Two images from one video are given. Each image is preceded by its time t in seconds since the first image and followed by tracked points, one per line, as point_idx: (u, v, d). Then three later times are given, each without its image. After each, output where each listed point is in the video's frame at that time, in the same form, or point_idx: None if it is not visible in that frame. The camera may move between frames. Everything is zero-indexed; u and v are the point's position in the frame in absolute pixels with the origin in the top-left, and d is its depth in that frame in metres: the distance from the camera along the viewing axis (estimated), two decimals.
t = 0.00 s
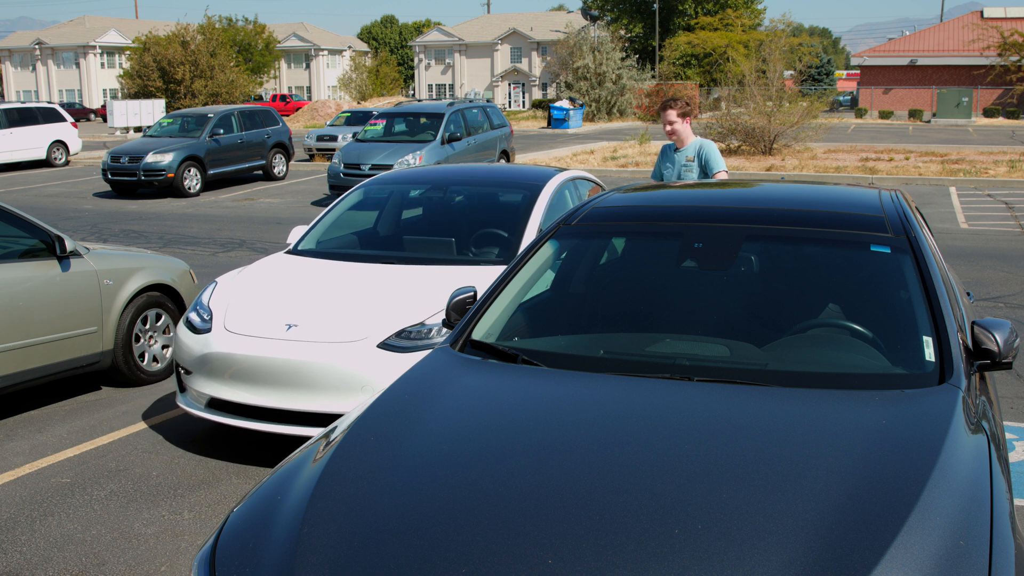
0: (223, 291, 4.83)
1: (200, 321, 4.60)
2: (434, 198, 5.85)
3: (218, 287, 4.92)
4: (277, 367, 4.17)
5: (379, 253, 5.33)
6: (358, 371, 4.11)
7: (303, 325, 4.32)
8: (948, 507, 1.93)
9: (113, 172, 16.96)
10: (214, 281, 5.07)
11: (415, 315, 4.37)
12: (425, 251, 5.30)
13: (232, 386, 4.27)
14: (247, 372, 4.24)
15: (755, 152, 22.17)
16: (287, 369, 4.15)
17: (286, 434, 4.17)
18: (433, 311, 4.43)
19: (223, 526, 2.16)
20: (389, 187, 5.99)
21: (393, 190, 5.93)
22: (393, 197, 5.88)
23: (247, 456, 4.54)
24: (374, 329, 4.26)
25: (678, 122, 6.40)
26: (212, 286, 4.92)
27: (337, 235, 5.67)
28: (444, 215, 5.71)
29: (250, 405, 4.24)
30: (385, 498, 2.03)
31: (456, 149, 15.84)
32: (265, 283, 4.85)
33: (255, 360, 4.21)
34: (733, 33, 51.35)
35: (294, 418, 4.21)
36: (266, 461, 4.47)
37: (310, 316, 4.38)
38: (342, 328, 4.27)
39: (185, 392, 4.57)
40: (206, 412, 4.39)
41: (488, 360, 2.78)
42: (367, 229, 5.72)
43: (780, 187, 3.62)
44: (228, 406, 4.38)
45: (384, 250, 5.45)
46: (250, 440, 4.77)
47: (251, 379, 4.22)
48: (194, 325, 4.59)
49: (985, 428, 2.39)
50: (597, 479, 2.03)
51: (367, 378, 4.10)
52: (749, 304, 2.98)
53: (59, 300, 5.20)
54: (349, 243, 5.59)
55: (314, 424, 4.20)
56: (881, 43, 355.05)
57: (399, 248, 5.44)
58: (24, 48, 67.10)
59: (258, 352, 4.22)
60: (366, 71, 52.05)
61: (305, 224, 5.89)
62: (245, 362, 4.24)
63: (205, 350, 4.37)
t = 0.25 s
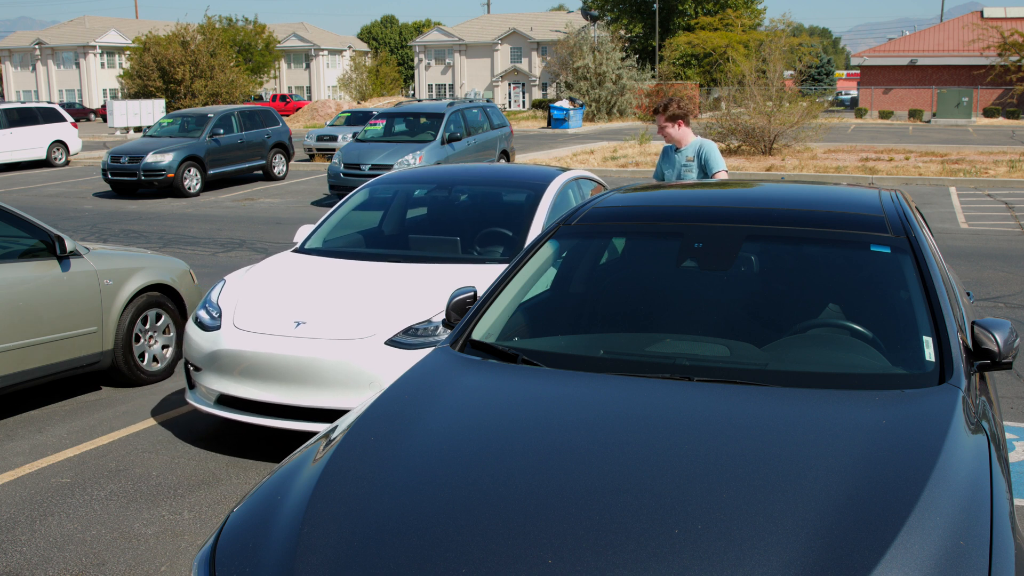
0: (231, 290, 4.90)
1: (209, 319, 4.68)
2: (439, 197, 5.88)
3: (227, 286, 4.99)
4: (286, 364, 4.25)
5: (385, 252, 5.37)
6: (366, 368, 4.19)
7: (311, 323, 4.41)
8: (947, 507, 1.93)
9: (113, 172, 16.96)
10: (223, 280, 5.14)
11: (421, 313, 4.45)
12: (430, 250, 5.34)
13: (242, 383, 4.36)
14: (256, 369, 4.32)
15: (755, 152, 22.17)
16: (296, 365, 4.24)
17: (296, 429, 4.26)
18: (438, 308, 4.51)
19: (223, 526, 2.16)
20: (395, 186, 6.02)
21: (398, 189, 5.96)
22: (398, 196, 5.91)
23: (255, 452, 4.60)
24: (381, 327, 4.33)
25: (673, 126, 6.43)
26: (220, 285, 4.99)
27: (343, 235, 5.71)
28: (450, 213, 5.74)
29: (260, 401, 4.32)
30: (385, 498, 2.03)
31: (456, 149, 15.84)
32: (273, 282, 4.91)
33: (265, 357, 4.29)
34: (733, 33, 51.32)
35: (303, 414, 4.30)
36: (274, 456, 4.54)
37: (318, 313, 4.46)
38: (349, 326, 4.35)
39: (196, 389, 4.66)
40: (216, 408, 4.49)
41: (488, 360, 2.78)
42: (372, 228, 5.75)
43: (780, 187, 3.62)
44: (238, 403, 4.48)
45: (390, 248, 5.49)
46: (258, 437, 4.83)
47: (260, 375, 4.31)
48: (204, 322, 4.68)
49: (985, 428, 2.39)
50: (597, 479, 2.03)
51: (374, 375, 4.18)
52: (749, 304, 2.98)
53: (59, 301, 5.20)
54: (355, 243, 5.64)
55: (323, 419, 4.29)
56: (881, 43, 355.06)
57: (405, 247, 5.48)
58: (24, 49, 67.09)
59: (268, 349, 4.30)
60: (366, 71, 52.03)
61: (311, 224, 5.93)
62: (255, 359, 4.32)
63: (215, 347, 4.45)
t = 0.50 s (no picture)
0: (237, 288, 4.92)
1: (217, 317, 4.70)
2: (444, 196, 5.89)
3: (234, 284, 5.01)
4: (294, 361, 4.28)
5: (389, 251, 5.39)
6: (374, 365, 4.22)
7: (319, 320, 4.44)
8: (947, 507, 1.93)
9: (113, 172, 16.96)
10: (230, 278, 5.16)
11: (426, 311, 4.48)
12: (435, 249, 5.36)
13: (250, 379, 4.39)
14: (264, 366, 4.35)
15: (755, 152, 22.17)
16: (304, 362, 4.26)
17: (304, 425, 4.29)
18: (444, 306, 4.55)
19: (223, 526, 2.15)
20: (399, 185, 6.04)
21: (403, 189, 5.97)
22: (403, 195, 5.92)
23: (262, 450, 4.63)
24: (387, 324, 4.36)
25: (671, 128, 6.43)
26: (228, 283, 5.01)
27: (348, 234, 5.73)
28: (454, 213, 5.75)
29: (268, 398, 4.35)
30: (385, 498, 2.03)
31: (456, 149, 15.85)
32: (279, 280, 4.93)
33: (273, 354, 4.32)
34: (733, 33, 51.33)
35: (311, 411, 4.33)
36: (281, 454, 4.57)
37: (325, 311, 4.49)
38: (356, 323, 4.38)
39: (203, 386, 4.69)
40: (224, 405, 4.51)
41: (488, 360, 2.78)
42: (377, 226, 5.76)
43: (780, 188, 3.62)
44: (245, 400, 4.50)
45: (395, 247, 5.50)
46: (264, 436, 4.85)
47: (269, 373, 4.33)
48: (211, 320, 4.70)
49: (985, 428, 2.39)
50: (597, 479, 2.03)
51: (382, 372, 4.21)
52: (749, 304, 2.98)
53: (59, 301, 5.21)
54: (360, 241, 5.65)
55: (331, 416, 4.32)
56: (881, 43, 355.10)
57: (409, 246, 5.49)
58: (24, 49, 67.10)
59: (276, 347, 4.33)
60: (366, 71, 52.05)
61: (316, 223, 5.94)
62: (263, 356, 4.35)
63: (223, 345, 4.48)
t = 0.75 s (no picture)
0: (245, 287, 4.94)
1: (225, 314, 4.73)
2: (448, 196, 5.89)
3: (242, 282, 5.03)
4: (302, 358, 4.31)
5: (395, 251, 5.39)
6: (381, 362, 4.25)
7: (327, 318, 4.47)
8: (947, 507, 1.93)
9: (112, 172, 16.96)
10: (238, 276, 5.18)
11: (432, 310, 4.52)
12: (440, 249, 5.37)
13: (258, 376, 4.41)
14: (274, 363, 4.38)
15: (755, 152, 22.18)
16: (312, 359, 4.29)
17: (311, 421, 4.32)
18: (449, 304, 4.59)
19: (223, 526, 2.15)
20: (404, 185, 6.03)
21: (407, 188, 5.97)
22: (408, 195, 5.92)
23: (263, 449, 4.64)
24: (394, 322, 4.40)
25: (670, 128, 6.43)
26: (236, 281, 5.03)
27: (353, 233, 5.74)
28: (458, 212, 5.75)
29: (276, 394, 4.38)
30: (385, 498, 2.03)
31: (456, 149, 15.85)
32: (286, 280, 4.96)
33: (282, 351, 4.35)
34: (733, 33, 51.33)
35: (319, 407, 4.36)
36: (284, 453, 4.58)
37: (333, 309, 4.53)
38: (364, 321, 4.42)
39: (212, 383, 4.71)
40: (232, 402, 4.53)
41: (488, 360, 2.78)
42: (382, 226, 5.76)
43: (780, 187, 3.62)
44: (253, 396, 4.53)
45: (400, 246, 5.50)
46: (266, 436, 4.85)
47: (277, 369, 4.36)
48: (219, 317, 4.73)
49: (985, 428, 2.39)
50: (597, 479, 2.03)
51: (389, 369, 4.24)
52: (749, 304, 2.98)
53: (60, 301, 5.21)
54: (366, 241, 5.65)
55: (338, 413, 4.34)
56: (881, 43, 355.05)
57: (414, 245, 5.50)
58: (24, 49, 67.07)
59: (284, 344, 4.36)
60: (366, 71, 52.04)
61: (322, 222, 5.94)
62: (273, 353, 4.38)
63: (231, 342, 4.51)
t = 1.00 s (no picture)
0: (252, 285, 4.96)
1: (234, 312, 4.75)
2: (453, 195, 5.90)
3: (250, 280, 5.05)
4: (312, 355, 4.34)
5: (401, 250, 5.40)
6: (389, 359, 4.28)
7: (336, 315, 4.50)
8: (947, 507, 1.93)
9: (112, 172, 16.96)
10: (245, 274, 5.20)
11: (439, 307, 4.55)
12: (446, 247, 5.38)
13: (268, 373, 4.44)
14: (282, 360, 4.41)
15: (755, 152, 22.17)
16: (322, 356, 4.32)
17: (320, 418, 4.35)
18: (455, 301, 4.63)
19: (223, 526, 2.15)
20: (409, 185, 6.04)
21: (412, 187, 5.98)
22: (413, 194, 5.93)
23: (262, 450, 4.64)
24: (403, 320, 4.43)
25: (668, 128, 6.42)
26: (245, 279, 5.05)
27: (359, 232, 5.74)
28: (463, 211, 5.76)
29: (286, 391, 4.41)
30: (385, 498, 2.03)
31: (456, 149, 15.85)
32: (297, 276, 5.00)
33: (292, 348, 4.38)
34: (733, 33, 51.32)
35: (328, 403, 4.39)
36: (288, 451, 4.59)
37: (341, 307, 4.56)
38: (372, 318, 4.45)
39: (221, 380, 4.73)
40: (242, 398, 4.56)
41: (488, 360, 2.78)
42: (388, 225, 5.76)
43: (781, 187, 3.62)
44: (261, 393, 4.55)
45: (406, 245, 5.51)
46: (265, 436, 4.85)
47: (287, 366, 4.39)
48: (228, 314, 4.75)
49: (985, 428, 2.39)
50: (597, 479, 2.03)
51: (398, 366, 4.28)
52: (749, 304, 2.98)
53: (60, 300, 5.21)
54: (372, 240, 5.65)
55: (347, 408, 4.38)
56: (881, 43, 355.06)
57: (420, 244, 5.51)
58: (24, 48, 67.04)
59: (294, 341, 4.39)
60: (366, 71, 52.03)
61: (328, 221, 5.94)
62: (281, 350, 4.41)
63: (241, 339, 4.53)
